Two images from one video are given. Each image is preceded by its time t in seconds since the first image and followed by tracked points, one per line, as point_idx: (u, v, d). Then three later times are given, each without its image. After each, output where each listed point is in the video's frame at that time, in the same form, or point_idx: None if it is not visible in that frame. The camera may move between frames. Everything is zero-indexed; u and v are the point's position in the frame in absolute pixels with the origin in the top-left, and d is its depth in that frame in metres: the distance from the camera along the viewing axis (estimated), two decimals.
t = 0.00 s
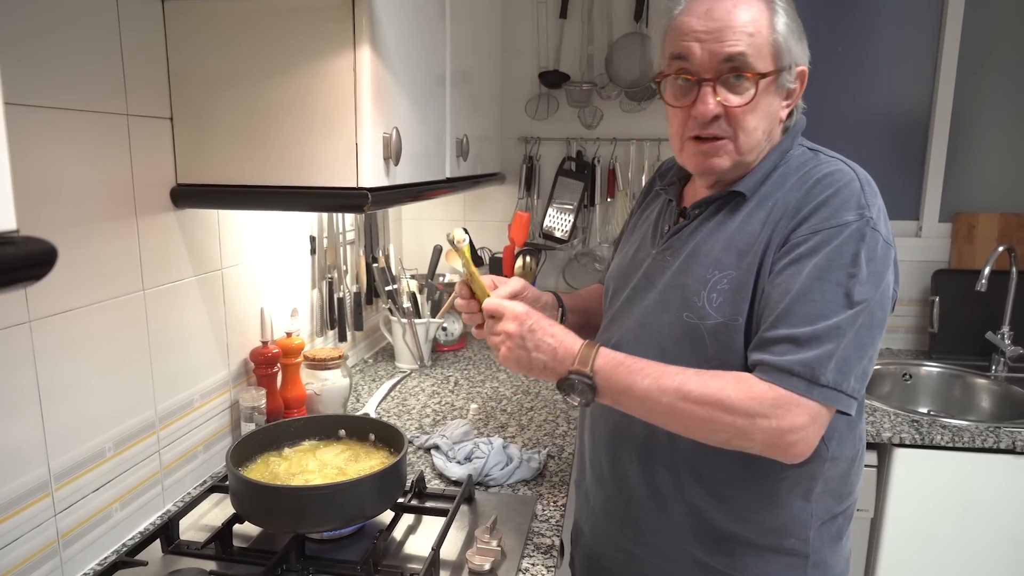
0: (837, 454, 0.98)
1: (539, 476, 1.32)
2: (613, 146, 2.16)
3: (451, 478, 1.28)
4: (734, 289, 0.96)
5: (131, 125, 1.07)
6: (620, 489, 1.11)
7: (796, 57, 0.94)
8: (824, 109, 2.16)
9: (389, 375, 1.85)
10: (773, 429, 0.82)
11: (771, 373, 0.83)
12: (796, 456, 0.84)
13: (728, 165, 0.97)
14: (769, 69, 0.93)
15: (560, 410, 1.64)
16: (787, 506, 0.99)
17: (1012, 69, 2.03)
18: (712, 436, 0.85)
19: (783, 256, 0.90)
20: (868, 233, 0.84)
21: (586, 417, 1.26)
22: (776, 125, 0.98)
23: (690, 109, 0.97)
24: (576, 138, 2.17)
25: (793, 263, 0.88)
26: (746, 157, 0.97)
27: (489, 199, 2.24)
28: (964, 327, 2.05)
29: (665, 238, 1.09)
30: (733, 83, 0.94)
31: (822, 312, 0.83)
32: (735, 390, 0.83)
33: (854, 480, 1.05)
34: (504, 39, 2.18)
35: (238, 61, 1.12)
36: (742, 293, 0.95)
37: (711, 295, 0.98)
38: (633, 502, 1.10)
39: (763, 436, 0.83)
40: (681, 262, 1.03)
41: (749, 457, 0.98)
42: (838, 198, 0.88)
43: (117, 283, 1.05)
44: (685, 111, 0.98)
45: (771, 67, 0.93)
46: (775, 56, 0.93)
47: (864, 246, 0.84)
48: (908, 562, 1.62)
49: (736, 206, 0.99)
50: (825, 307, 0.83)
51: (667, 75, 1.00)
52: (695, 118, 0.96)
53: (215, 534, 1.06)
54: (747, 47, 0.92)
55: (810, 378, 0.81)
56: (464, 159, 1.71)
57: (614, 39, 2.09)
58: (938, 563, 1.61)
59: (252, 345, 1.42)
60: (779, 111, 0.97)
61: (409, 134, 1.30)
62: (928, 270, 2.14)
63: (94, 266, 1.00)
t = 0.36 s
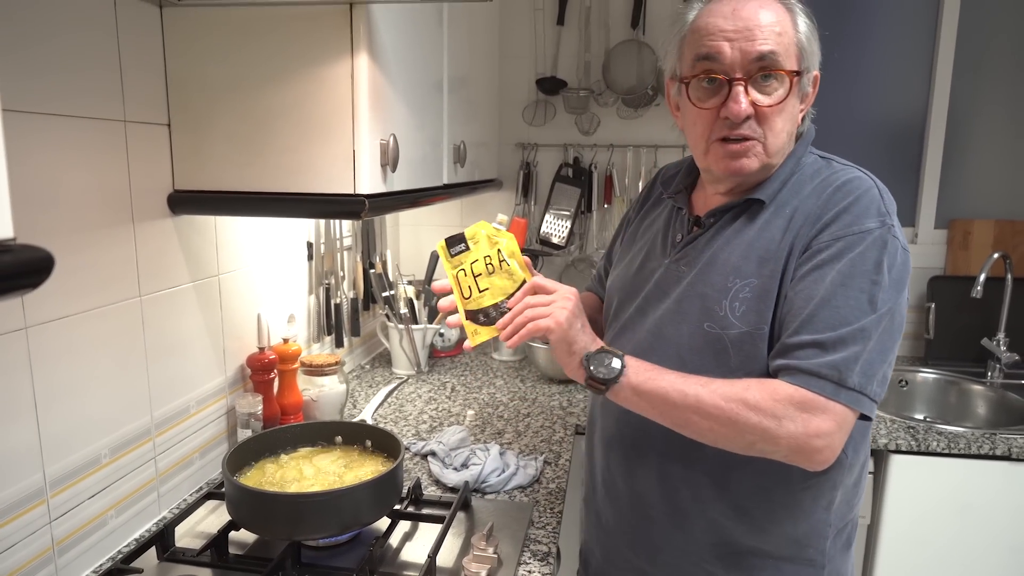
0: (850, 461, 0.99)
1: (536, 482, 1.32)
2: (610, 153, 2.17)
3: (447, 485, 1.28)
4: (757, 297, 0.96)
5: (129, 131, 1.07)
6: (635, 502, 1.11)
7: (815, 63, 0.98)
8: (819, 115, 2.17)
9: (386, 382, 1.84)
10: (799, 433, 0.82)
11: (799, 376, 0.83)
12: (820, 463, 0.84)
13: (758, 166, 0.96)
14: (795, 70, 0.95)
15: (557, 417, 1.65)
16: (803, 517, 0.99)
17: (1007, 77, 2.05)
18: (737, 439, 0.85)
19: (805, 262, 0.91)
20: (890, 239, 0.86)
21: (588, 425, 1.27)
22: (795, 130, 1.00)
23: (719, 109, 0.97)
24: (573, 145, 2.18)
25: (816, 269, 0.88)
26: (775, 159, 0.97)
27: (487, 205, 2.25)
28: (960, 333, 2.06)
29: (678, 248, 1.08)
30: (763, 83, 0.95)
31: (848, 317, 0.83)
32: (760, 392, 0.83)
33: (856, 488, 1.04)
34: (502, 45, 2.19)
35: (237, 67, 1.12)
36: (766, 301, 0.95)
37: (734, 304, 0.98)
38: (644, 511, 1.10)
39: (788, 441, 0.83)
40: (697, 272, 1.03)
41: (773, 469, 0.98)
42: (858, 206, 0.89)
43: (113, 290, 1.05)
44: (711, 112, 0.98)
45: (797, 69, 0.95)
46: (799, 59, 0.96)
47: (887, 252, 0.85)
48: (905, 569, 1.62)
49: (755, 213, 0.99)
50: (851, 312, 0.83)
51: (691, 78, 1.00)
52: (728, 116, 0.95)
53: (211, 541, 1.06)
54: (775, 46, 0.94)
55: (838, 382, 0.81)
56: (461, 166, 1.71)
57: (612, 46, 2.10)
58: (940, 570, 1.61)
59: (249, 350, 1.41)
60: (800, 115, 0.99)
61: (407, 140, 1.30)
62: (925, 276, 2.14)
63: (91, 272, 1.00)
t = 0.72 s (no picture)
0: (849, 465, 0.99)
1: (530, 485, 1.32)
2: (603, 156, 2.17)
3: (441, 488, 1.28)
4: (757, 302, 0.96)
5: (120, 136, 1.07)
6: (636, 509, 1.11)
7: (815, 67, 0.98)
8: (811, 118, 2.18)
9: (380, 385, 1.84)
10: (800, 439, 0.82)
11: (800, 381, 0.83)
12: (821, 468, 0.84)
13: (758, 169, 0.97)
14: (796, 74, 0.95)
15: (552, 419, 1.65)
16: (806, 521, 0.99)
17: (997, 79, 2.06)
18: (739, 444, 0.85)
19: (805, 267, 0.91)
20: (889, 243, 0.86)
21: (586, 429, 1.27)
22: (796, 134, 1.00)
23: (719, 113, 0.97)
24: (567, 148, 2.18)
25: (816, 274, 0.89)
26: (775, 162, 0.98)
27: (481, 208, 2.25)
28: (952, 334, 2.07)
29: (677, 253, 1.09)
30: (763, 87, 0.95)
31: (849, 321, 0.83)
32: (761, 397, 0.84)
33: (853, 492, 1.05)
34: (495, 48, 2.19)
35: (230, 71, 1.12)
36: (765, 306, 0.95)
37: (734, 309, 0.98)
38: (642, 514, 1.10)
39: (789, 446, 0.83)
40: (697, 278, 1.03)
41: (774, 475, 0.98)
42: (858, 210, 0.90)
43: (105, 295, 1.04)
44: (712, 116, 0.98)
45: (798, 73, 0.96)
46: (799, 63, 0.96)
47: (887, 256, 0.85)
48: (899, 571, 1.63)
49: (755, 218, 1.00)
50: (851, 316, 0.83)
51: (692, 82, 1.00)
52: (728, 121, 0.96)
53: (203, 546, 1.05)
54: (776, 50, 0.94)
55: (839, 387, 0.82)
56: (455, 169, 1.71)
57: (605, 49, 2.11)
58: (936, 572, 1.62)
59: (242, 354, 1.41)
60: (801, 118, 0.99)
61: (399, 144, 1.30)
62: (917, 278, 2.15)
63: (83, 277, 1.00)
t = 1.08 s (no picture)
0: (845, 467, 0.99)
1: (527, 487, 1.32)
2: (599, 157, 2.18)
3: (439, 491, 1.28)
4: (751, 306, 0.96)
5: (116, 139, 1.06)
6: (631, 510, 1.11)
7: (810, 68, 0.99)
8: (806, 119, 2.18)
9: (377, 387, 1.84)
10: (794, 443, 0.83)
11: (793, 387, 0.84)
12: (814, 472, 0.85)
13: (753, 167, 0.98)
14: (791, 73, 0.96)
15: (549, 421, 1.65)
16: (802, 524, 0.99)
17: (991, 80, 2.07)
18: (733, 449, 0.86)
19: (798, 270, 0.91)
20: (883, 246, 0.86)
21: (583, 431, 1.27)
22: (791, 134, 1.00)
23: (714, 113, 0.98)
24: (563, 149, 2.19)
25: (810, 278, 0.89)
26: (770, 160, 0.98)
27: (478, 210, 2.25)
28: (948, 335, 2.08)
29: (673, 256, 1.09)
30: (758, 86, 0.96)
31: (842, 325, 0.83)
32: (754, 403, 0.84)
33: (850, 494, 1.05)
34: (491, 50, 2.20)
35: (224, 73, 1.12)
36: (759, 310, 0.96)
37: (728, 312, 0.98)
38: (637, 515, 1.10)
39: (783, 451, 0.84)
40: (692, 281, 1.03)
41: (768, 478, 0.98)
42: (852, 213, 0.90)
43: (101, 299, 1.04)
44: (706, 116, 0.99)
45: (792, 72, 0.96)
46: (793, 63, 0.97)
47: (882, 260, 0.85)
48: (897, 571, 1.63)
49: (750, 221, 1.00)
50: (845, 320, 0.83)
51: (686, 82, 1.01)
52: (723, 120, 0.96)
53: (200, 550, 1.05)
54: (771, 50, 0.94)
55: (832, 392, 0.82)
56: (451, 171, 1.71)
57: (600, 51, 2.11)
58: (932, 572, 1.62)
59: (238, 357, 1.41)
60: (797, 118, 1.00)
61: (395, 145, 1.30)
62: (913, 279, 2.16)
63: (79, 281, 1.00)
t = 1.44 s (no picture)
0: (841, 466, 0.98)
1: (527, 482, 1.32)
2: (598, 153, 2.17)
3: (438, 485, 1.28)
4: (745, 302, 0.96)
5: (113, 134, 1.06)
6: (625, 507, 1.12)
7: (804, 64, 0.97)
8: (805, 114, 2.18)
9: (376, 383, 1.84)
10: (784, 446, 0.83)
11: (785, 388, 0.83)
12: (807, 473, 0.85)
13: (742, 162, 0.97)
14: (781, 68, 0.95)
15: (548, 416, 1.65)
16: (796, 523, 0.99)
17: (990, 75, 2.07)
18: (723, 453, 0.86)
19: (794, 268, 0.91)
20: (880, 244, 0.85)
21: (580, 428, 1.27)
22: (784, 130, 0.99)
23: (702, 109, 0.98)
24: (561, 145, 2.18)
25: (804, 276, 0.88)
26: (760, 156, 0.98)
27: (476, 206, 2.24)
28: (947, 330, 2.08)
29: (670, 251, 1.09)
30: (746, 82, 0.95)
31: (836, 325, 0.83)
32: (745, 408, 0.83)
33: (848, 493, 1.04)
34: (489, 45, 2.19)
35: (221, 67, 1.12)
36: (753, 307, 0.95)
37: (721, 309, 0.98)
38: (633, 511, 1.10)
39: (772, 453, 0.84)
40: (688, 277, 1.02)
41: (761, 476, 0.98)
42: (848, 210, 0.89)
43: (99, 295, 1.04)
44: (695, 111, 0.99)
45: (783, 67, 0.95)
46: (785, 58, 0.95)
47: (877, 259, 0.85)
48: (894, 566, 1.64)
49: (745, 218, 0.99)
50: (838, 320, 0.83)
51: (676, 77, 1.01)
52: (709, 116, 0.96)
53: (199, 545, 1.05)
54: (758, 45, 0.94)
55: (825, 393, 0.82)
56: (449, 166, 1.71)
57: (599, 46, 2.11)
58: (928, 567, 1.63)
59: (236, 353, 1.41)
60: (790, 113, 0.99)
61: (394, 140, 1.30)
62: (911, 274, 2.16)
63: (76, 277, 0.99)
